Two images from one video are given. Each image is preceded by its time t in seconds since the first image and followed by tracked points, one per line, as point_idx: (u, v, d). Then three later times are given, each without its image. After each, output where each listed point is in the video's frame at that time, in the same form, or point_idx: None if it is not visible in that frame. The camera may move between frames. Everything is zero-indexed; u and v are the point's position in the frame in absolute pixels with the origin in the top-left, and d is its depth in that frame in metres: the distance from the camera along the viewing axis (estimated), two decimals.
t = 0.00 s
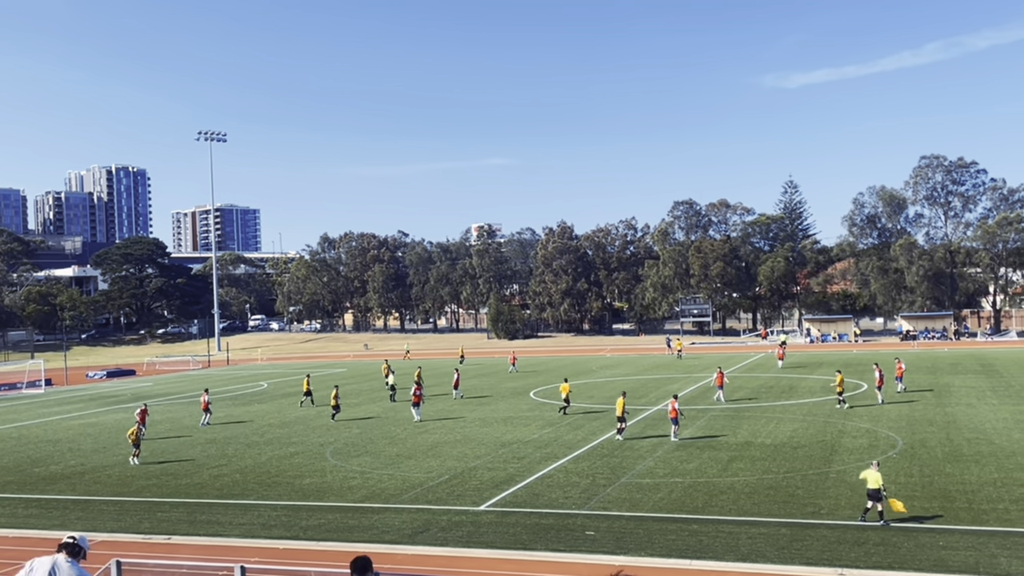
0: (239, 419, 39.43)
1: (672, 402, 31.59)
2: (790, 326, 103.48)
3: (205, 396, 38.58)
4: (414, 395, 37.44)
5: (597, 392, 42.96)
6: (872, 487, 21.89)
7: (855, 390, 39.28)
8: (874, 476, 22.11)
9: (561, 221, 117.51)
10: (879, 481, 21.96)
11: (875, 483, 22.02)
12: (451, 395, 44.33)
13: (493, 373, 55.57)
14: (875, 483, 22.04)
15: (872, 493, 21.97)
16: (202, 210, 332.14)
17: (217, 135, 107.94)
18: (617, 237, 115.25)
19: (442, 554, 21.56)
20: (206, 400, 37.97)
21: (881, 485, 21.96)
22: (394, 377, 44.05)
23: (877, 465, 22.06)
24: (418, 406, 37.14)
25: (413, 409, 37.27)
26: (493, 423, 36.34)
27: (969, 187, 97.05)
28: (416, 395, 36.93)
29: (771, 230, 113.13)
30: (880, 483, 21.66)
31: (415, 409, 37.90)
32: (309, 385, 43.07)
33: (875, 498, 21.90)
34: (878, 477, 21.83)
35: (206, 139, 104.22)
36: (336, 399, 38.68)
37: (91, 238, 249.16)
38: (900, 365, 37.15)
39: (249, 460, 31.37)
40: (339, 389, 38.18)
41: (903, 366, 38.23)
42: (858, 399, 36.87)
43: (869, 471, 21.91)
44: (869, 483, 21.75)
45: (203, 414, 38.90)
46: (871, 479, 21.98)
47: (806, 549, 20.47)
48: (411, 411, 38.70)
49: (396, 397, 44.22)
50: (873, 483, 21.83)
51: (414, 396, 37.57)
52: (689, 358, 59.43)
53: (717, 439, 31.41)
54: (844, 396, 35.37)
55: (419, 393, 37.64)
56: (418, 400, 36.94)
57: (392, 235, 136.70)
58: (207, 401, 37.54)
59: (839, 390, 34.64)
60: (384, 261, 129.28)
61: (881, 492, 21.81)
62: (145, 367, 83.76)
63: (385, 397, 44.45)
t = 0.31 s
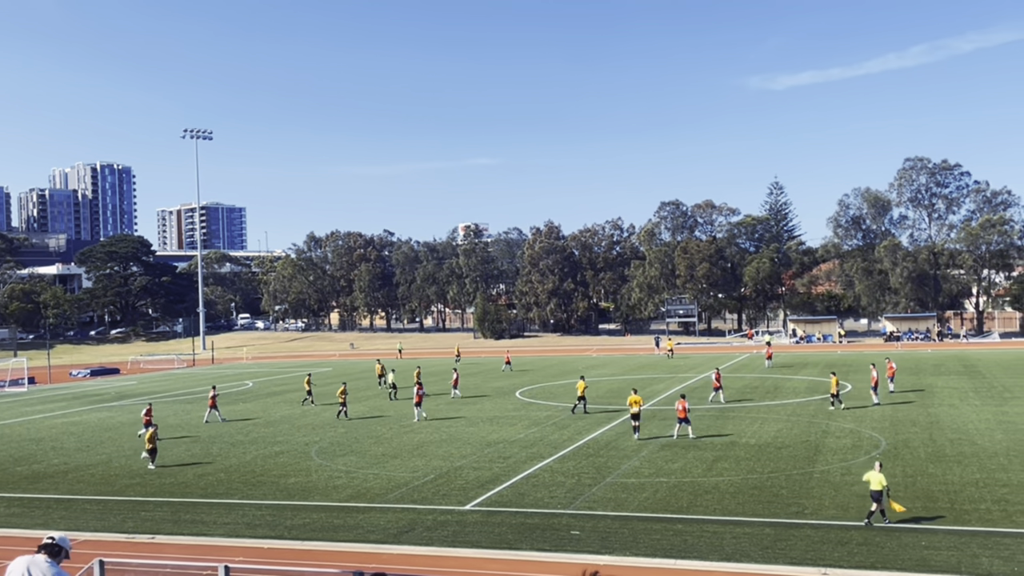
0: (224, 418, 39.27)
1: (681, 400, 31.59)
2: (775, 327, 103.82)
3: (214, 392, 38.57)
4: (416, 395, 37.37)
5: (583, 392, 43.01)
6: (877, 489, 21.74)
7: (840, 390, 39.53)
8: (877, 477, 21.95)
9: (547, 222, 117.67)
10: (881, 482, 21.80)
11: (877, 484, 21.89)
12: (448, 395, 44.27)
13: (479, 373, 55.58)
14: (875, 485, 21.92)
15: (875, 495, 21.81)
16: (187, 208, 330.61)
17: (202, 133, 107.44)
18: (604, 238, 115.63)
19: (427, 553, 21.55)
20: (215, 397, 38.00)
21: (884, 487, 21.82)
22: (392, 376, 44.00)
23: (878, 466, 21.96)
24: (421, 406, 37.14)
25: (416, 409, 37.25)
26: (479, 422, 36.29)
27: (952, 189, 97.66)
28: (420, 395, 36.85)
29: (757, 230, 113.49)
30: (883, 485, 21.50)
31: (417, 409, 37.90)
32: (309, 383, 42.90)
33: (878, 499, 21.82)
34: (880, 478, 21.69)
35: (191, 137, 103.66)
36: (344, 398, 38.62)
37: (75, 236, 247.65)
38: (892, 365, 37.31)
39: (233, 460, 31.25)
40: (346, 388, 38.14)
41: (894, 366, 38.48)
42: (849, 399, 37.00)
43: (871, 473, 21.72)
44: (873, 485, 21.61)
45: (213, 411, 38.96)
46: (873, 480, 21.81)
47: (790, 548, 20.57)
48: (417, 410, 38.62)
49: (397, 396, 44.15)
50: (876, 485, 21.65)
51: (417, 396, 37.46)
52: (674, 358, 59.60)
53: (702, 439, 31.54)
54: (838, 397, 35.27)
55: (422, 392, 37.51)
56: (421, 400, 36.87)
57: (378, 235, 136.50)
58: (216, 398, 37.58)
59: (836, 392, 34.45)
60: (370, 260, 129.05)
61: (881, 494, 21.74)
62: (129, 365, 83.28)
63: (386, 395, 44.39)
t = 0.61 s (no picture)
0: (207, 417, 39.02)
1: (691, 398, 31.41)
2: (760, 326, 104.09)
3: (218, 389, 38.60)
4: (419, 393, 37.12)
5: (568, 391, 42.99)
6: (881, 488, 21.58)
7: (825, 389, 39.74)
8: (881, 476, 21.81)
9: (533, 221, 117.78)
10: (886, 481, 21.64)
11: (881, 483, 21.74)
12: (448, 394, 43.84)
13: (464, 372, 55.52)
14: (880, 483, 21.79)
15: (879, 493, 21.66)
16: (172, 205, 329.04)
17: (186, 130, 106.69)
18: (590, 237, 115.95)
19: (412, 552, 21.51)
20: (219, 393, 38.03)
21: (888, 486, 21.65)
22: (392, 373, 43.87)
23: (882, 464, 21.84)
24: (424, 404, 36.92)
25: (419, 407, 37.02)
26: (465, 422, 36.16)
27: (936, 189, 98.20)
28: (422, 393, 36.65)
29: (742, 230, 113.78)
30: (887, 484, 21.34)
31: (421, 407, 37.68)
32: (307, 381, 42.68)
33: (883, 498, 21.66)
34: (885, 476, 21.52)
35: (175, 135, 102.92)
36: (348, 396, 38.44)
37: (57, 233, 246.02)
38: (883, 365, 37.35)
39: (217, 459, 31.10)
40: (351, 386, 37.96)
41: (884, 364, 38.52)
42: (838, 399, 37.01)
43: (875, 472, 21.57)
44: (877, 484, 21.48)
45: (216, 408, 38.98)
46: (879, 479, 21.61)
47: (774, 547, 20.63)
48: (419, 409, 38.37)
49: (398, 396, 43.84)
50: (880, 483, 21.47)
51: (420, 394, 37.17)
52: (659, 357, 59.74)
53: (689, 437, 31.54)
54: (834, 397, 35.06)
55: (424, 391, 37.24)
56: (423, 398, 36.67)
57: (364, 233, 136.23)
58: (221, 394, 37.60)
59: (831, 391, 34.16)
60: (355, 258, 128.72)
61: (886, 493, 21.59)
62: (111, 364, 82.74)
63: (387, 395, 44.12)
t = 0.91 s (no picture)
0: (186, 419, 38.56)
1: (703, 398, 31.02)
2: (744, 325, 104.23)
3: (218, 388, 38.42)
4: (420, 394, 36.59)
5: (552, 391, 42.73)
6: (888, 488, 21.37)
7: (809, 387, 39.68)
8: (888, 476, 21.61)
9: (517, 219, 117.62)
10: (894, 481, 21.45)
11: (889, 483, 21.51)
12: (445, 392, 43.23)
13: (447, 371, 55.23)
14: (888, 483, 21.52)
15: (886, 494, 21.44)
16: (152, 203, 326.67)
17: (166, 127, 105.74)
18: (574, 235, 116.16)
19: (395, 554, 21.27)
20: (218, 393, 37.83)
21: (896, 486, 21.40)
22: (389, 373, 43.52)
23: (891, 465, 21.60)
24: (424, 405, 36.41)
25: (419, 408, 36.49)
26: (447, 422, 35.89)
27: (920, 188, 98.60)
28: (422, 395, 36.21)
29: (726, 229, 113.90)
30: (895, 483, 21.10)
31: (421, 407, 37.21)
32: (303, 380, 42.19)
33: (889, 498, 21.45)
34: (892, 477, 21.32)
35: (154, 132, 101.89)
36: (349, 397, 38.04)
37: (34, 232, 243.72)
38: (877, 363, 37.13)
39: (197, 460, 30.75)
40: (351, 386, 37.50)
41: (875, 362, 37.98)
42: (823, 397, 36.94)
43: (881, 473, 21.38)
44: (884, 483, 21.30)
45: (216, 408, 38.83)
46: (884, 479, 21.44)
47: (759, 546, 20.53)
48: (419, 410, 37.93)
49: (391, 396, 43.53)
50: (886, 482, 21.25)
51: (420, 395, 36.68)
52: (644, 357, 59.66)
53: (674, 437, 31.41)
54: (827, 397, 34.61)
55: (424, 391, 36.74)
56: (424, 399, 36.20)
57: (347, 231, 135.70)
58: (220, 393, 37.43)
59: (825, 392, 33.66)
60: (338, 257, 128.21)
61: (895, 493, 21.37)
62: (90, 364, 81.86)
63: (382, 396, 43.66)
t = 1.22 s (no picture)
0: (167, 420, 38.33)
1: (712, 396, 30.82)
2: (726, 324, 104.63)
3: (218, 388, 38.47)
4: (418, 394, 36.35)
5: (535, 391, 42.74)
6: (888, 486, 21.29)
7: (790, 387, 39.81)
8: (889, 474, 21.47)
9: (500, 220, 117.68)
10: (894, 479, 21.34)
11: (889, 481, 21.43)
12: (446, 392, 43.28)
13: (430, 372, 55.18)
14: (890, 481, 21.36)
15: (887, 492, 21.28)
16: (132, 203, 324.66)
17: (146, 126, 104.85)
18: (556, 235, 116.35)
19: (377, 555, 21.20)
20: (218, 393, 37.90)
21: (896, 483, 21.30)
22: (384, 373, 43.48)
23: (889, 462, 21.51)
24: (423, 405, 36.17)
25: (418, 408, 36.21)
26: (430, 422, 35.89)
27: (899, 188, 99.30)
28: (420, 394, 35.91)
29: (708, 229, 114.27)
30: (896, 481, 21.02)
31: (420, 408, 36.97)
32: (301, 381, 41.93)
33: (892, 497, 21.29)
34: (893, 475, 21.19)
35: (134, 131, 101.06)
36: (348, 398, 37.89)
37: (12, 232, 241.88)
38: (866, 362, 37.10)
39: (178, 462, 30.58)
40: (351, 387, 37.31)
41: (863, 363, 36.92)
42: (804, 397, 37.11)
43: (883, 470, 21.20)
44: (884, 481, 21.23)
45: (216, 407, 38.94)
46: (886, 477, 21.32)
47: (740, 545, 20.60)
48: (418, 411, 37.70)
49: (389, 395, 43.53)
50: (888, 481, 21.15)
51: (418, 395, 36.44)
52: (627, 357, 59.79)
53: (656, 437, 31.48)
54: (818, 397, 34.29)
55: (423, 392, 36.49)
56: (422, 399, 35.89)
57: (329, 231, 135.39)
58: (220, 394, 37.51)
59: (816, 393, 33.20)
60: (320, 257, 127.96)
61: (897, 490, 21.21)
62: (69, 365, 81.19)
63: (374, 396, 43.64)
